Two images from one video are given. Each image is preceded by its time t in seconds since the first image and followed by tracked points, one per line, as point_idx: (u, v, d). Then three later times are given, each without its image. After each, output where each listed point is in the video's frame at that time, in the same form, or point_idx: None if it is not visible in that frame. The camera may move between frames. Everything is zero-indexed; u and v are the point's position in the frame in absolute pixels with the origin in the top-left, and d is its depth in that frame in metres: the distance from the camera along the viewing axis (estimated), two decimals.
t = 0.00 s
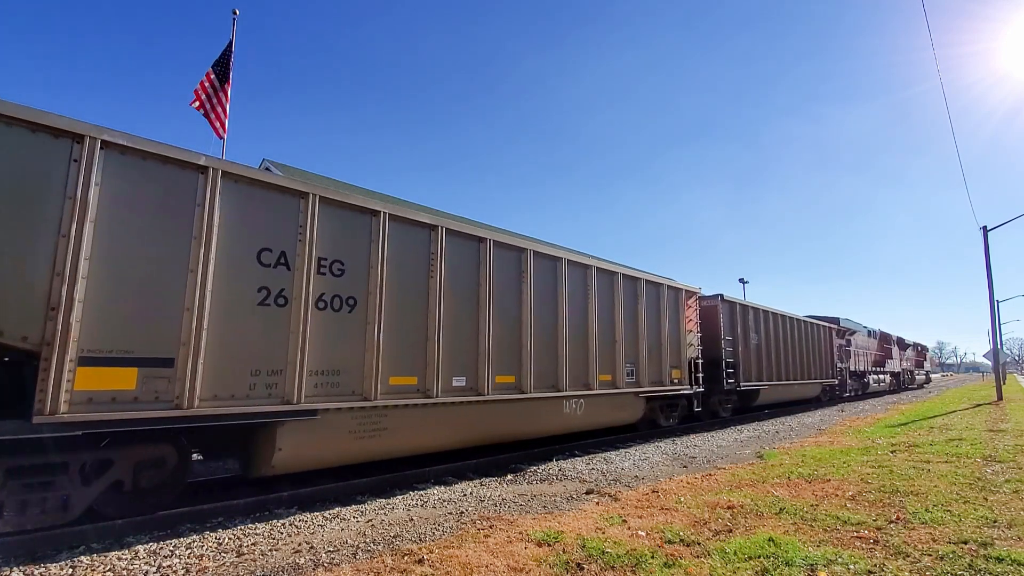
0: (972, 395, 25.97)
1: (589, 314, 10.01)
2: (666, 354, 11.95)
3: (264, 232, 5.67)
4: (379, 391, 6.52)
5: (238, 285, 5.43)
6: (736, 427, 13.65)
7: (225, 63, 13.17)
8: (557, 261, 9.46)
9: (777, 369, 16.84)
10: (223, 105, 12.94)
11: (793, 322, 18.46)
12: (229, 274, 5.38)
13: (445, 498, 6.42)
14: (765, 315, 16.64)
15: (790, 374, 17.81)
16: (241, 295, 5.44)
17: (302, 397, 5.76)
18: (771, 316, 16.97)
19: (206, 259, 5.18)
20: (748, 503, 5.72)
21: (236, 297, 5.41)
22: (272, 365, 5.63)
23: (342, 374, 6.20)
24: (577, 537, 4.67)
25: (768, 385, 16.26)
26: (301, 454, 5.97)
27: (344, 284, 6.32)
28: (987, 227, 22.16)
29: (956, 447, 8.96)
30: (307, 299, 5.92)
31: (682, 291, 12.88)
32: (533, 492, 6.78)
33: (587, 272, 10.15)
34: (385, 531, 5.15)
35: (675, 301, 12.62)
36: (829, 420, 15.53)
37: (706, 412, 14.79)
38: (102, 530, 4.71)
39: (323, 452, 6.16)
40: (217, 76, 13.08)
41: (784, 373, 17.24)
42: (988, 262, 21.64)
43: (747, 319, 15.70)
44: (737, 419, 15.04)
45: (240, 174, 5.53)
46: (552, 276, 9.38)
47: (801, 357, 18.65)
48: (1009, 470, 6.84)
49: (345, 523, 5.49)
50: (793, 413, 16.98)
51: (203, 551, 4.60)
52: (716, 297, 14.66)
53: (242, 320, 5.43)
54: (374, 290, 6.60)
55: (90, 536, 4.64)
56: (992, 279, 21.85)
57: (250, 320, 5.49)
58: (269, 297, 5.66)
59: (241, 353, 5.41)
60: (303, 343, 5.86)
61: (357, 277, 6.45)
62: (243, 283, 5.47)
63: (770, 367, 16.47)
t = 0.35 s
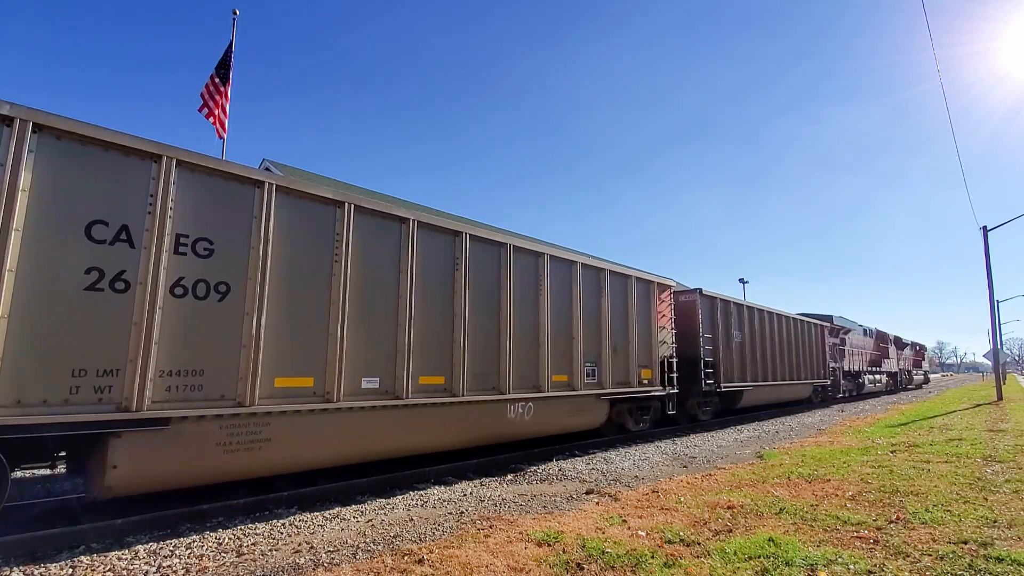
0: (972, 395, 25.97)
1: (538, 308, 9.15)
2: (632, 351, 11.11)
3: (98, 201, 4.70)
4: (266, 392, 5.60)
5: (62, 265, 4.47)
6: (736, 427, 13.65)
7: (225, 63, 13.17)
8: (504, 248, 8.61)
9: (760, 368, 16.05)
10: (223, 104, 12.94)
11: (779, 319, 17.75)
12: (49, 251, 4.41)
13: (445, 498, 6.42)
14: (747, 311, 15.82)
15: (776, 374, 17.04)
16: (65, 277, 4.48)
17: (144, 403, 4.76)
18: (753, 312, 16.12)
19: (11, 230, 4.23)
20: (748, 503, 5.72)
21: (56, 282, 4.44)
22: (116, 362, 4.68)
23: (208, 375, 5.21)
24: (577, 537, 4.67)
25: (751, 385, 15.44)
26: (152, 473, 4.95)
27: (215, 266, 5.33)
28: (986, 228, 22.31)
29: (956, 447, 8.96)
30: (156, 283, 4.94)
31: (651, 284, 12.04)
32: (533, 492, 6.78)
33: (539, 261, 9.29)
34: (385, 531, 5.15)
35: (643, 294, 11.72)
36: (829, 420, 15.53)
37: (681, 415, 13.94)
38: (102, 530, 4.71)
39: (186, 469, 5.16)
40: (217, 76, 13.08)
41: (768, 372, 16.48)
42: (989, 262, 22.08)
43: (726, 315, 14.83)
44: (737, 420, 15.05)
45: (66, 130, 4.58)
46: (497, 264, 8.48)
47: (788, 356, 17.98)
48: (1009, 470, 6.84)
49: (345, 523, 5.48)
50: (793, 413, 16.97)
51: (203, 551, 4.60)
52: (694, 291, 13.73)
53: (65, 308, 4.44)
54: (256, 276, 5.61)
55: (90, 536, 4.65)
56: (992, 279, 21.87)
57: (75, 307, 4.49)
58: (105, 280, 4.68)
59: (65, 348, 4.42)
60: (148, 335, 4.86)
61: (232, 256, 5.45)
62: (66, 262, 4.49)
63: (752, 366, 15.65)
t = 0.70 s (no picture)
0: (972, 395, 25.99)
1: (481, 300, 8.11)
2: (595, 348, 10.13)
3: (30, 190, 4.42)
4: (193, 394, 5.09)
5: None
6: (737, 427, 13.66)
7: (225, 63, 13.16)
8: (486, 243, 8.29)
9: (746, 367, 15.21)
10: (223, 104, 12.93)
11: (769, 316, 16.96)
12: None
13: (445, 498, 6.42)
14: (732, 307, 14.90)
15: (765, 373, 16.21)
16: None
17: (88, 407, 4.49)
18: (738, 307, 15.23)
19: None
20: (748, 503, 5.72)
21: None
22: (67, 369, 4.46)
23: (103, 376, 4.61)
24: (577, 537, 4.67)
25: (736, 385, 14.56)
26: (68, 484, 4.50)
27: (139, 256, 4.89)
28: (987, 227, 22.28)
29: (956, 447, 8.96)
30: (89, 277, 4.60)
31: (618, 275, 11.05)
32: (533, 492, 6.78)
33: (485, 247, 8.27)
34: (385, 531, 5.15)
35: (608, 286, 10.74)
36: (829, 420, 15.53)
37: (657, 419, 13.05)
38: (101, 530, 4.71)
39: (104, 480, 4.68)
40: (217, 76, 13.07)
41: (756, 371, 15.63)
42: (989, 262, 21.99)
43: (708, 312, 13.88)
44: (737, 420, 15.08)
45: (25, 119, 4.44)
46: (432, 250, 7.45)
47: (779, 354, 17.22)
48: (1009, 470, 6.84)
49: (345, 523, 5.49)
50: (793, 413, 16.97)
51: (203, 551, 4.60)
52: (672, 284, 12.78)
53: None
54: (190, 272, 5.17)
55: (89, 536, 4.65)
56: (992, 279, 21.89)
57: None
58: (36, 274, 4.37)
59: None
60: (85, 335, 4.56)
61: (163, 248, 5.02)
62: None
63: (737, 366, 14.75)
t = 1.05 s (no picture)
0: (972, 395, 26.01)
1: (404, 289, 7.00)
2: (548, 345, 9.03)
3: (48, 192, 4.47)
4: (199, 394, 5.12)
5: None
6: (736, 427, 13.66)
7: (225, 63, 13.16)
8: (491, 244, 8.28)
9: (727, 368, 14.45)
10: (223, 105, 12.93)
11: (753, 314, 16.27)
12: None
13: (445, 498, 6.42)
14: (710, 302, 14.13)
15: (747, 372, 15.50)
16: None
17: (118, 404, 4.64)
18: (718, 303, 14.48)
19: None
20: (748, 504, 5.72)
21: None
22: (80, 369, 4.51)
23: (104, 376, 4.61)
24: (577, 537, 4.67)
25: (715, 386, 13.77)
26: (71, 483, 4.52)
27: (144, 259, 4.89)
28: (987, 228, 22.37)
29: (956, 447, 8.96)
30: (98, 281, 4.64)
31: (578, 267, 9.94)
32: (533, 492, 6.78)
33: (410, 229, 7.16)
34: (385, 531, 5.15)
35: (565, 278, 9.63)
36: (829, 420, 15.53)
37: (627, 424, 12.11)
38: (101, 530, 4.71)
39: (105, 479, 4.68)
40: (217, 76, 13.07)
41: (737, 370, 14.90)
42: (988, 262, 21.95)
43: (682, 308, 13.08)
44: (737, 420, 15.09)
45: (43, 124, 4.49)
46: (341, 230, 6.39)
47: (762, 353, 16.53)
48: (1009, 471, 6.84)
49: (345, 523, 5.48)
50: (793, 413, 16.98)
51: (203, 551, 4.60)
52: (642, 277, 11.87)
53: (10, 305, 4.17)
54: (191, 274, 5.17)
55: (90, 536, 4.65)
56: (992, 279, 21.91)
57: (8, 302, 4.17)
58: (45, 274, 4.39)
59: (5, 346, 4.15)
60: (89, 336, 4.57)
61: (165, 250, 4.97)
62: None
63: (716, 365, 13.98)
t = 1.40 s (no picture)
0: (972, 395, 26.01)
1: (308, 277, 6.00)
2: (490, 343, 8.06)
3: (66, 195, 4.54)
4: (206, 394, 5.15)
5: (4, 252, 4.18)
6: (737, 427, 13.67)
7: (225, 64, 13.17)
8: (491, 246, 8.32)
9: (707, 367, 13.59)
10: (223, 105, 12.93)
11: (737, 309, 15.38)
12: None
13: (446, 498, 6.42)
14: (687, 297, 13.21)
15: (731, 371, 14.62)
16: None
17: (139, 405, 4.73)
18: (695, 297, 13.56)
19: None
20: (748, 504, 5.72)
21: None
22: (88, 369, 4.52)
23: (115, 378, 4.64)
24: (577, 537, 4.67)
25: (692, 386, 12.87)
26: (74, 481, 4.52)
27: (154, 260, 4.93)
28: (986, 228, 22.42)
29: (956, 447, 8.96)
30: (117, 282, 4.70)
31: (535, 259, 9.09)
32: (533, 493, 6.78)
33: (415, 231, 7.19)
34: (385, 531, 5.15)
35: (513, 270, 8.67)
36: (830, 420, 15.54)
37: (593, 427, 11.15)
38: (101, 530, 4.71)
39: (120, 477, 4.76)
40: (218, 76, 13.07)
41: (719, 369, 14.03)
42: (988, 262, 22.23)
43: (653, 303, 12.16)
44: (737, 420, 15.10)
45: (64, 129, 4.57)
46: (344, 231, 6.39)
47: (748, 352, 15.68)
48: (1009, 470, 6.84)
49: (345, 523, 5.48)
50: (793, 413, 16.99)
51: (203, 551, 4.60)
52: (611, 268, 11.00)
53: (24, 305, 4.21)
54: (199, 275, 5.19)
55: (89, 536, 4.65)
56: (992, 279, 21.91)
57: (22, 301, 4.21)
58: (57, 274, 4.43)
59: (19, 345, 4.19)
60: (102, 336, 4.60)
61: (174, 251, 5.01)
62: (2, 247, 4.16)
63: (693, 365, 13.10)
